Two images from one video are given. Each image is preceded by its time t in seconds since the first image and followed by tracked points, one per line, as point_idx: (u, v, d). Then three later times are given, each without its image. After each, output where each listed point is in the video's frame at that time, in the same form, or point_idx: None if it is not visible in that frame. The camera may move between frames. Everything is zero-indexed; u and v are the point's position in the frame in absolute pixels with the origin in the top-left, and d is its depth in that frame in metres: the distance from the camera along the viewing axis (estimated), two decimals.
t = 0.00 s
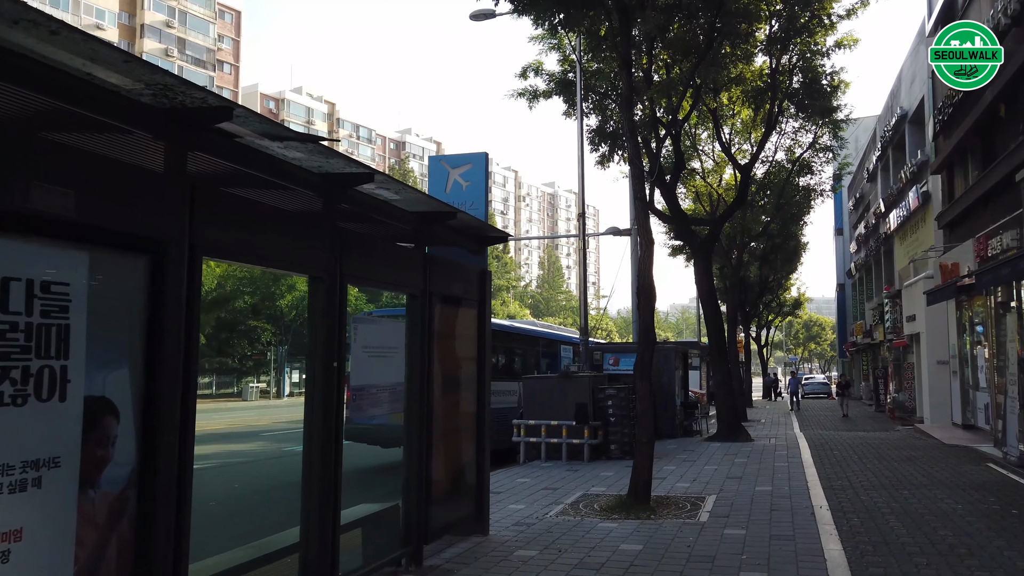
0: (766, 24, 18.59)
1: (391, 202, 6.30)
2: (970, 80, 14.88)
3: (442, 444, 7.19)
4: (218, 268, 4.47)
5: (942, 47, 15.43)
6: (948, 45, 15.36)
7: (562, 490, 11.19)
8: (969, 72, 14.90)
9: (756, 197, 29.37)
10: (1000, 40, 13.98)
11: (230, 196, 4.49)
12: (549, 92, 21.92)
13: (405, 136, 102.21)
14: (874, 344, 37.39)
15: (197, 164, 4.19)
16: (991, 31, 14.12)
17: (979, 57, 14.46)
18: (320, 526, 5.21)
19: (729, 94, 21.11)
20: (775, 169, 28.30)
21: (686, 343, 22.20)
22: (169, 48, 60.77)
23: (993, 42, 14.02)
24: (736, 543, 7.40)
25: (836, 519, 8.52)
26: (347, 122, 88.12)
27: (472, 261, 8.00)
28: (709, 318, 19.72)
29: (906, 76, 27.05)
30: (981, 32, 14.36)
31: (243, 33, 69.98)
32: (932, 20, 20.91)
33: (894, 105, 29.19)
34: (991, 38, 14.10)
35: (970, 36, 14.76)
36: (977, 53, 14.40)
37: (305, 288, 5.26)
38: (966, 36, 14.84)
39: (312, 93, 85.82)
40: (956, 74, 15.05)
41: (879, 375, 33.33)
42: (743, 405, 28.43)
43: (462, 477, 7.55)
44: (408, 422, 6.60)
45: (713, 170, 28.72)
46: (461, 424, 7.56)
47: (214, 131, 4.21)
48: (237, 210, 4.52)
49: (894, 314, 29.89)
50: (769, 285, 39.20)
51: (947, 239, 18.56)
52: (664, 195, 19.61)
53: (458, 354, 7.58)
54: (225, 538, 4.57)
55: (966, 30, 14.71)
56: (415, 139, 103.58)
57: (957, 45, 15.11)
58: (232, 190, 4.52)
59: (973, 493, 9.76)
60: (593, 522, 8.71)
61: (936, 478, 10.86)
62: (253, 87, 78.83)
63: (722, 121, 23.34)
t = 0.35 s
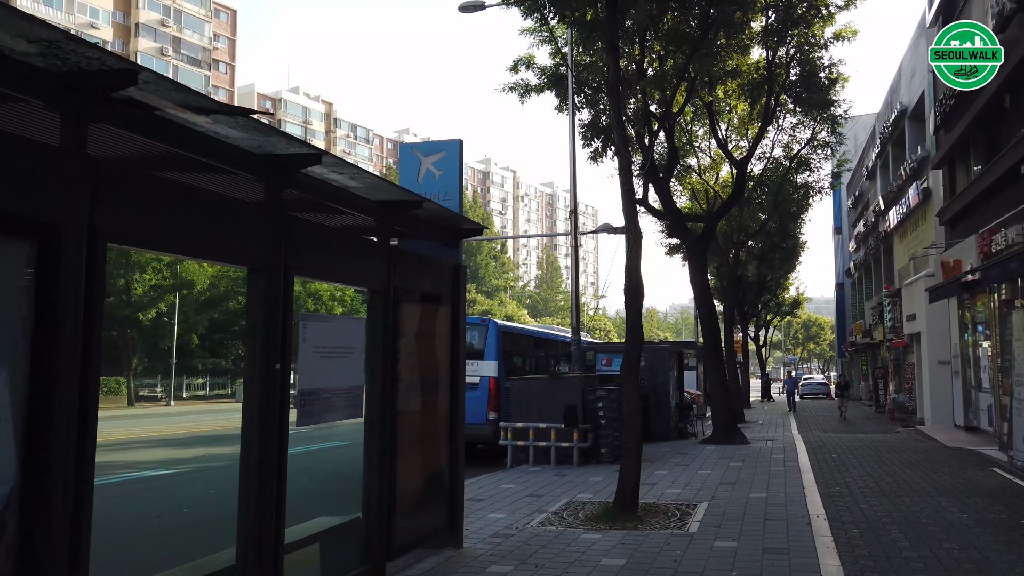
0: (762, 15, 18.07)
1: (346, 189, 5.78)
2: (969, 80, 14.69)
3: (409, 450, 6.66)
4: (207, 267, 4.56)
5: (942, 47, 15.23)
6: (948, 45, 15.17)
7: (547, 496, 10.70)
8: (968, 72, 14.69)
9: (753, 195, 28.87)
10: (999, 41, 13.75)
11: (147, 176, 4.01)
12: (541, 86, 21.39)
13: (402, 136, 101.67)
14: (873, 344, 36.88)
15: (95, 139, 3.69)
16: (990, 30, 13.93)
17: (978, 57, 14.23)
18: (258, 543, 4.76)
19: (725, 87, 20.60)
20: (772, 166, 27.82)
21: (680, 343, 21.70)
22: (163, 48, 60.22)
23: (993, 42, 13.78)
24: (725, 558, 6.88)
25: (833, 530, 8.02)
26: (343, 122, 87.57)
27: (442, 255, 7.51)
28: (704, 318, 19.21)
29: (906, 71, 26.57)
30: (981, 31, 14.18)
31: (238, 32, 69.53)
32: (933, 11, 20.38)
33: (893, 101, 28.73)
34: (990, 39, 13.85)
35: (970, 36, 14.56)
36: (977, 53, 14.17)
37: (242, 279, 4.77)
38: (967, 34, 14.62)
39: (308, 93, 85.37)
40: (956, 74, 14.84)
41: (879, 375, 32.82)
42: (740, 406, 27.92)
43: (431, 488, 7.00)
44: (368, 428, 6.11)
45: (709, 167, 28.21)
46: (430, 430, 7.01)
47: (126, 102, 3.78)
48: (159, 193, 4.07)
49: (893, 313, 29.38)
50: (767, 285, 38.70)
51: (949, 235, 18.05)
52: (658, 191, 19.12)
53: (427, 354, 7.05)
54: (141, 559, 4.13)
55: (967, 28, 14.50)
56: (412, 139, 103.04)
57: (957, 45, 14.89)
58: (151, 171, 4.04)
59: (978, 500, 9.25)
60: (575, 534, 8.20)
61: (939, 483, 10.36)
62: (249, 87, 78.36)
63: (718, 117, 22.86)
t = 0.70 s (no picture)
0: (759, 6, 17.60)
1: (303, 170, 5.29)
2: (968, 82, 14.50)
3: (377, 459, 6.08)
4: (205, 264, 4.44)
5: (941, 47, 14.99)
6: (948, 45, 14.90)
7: (534, 502, 10.18)
8: (968, 73, 14.54)
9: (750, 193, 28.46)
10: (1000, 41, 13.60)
11: (75, 155, 3.78)
12: (533, 80, 20.91)
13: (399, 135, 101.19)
14: (871, 344, 36.43)
15: None
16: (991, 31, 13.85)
17: (978, 57, 14.03)
18: (191, 561, 4.33)
19: (721, 81, 20.14)
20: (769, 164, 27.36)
21: (676, 343, 21.23)
22: (158, 45, 59.64)
23: (993, 42, 13.64)
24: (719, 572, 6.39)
25: (833, 540, 7.55)
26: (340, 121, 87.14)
27: (413, 248, 7.01)
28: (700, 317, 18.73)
29: (905, 66, 26.17)
30: (981, 33, 14.09)
31: (233, 30, 69.03)
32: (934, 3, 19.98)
33: (892, 97, 28.34)
34: (990, 39, 13.78)
35: (970, 36, 14.36)
36: (977, 54, 14.04)
37: (175, 269, 4.34)
38: (967, 34, 14.48)
39: (304, 92, 84.97)
40: (956, 75, 14.68)
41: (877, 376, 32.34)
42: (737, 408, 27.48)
43: (401, 499, 6.43)
44: (327, 433, 5.61)
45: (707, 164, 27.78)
46: (402, 436, 6.45)
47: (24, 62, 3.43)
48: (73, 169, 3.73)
49: (892, 314, 28.93)
50: (764, 284, 38.24)
51: (950, 233, 17.58)
52: (652, 187, 18.70)
53: (398, 354, 6.46)
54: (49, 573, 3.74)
55: (966, 29, 14.38)
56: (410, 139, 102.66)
57: (956, 45, 14.71)
58: (81, 149, 3.82)
59: (986, 508, 8.76)
60: (558, 544, 7.70)
61: (942, 489, 9.88)
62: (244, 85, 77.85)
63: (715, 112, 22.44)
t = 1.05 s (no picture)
0: None
1: (243, 149, 4.80)
2: (969, 84, 13.87)
3: (328, 468, 5.62)
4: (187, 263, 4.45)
5: (942, 47, 14.23)
6: (948, 45, 14.15)
7: (512, 509, 9.68)
8: (968, 74, 13.82)
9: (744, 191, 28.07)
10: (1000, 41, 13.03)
11: None
12: (521, 74, 20.46)
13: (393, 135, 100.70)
14: (866, 344, 36.06)
15: None
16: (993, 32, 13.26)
17: (977, 57, 13.41)
18: None
19: (713, 75, 19.72)
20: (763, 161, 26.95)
21: (667, 343, 20.79)
22: (149, 44, 59.09)
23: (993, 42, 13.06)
24: None
25: (824, 551, 7.10)
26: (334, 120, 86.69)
27: (377, 238, 6.53)
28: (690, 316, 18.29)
29: (902, 62, 25.77)
30: (981, 32, 13.43)
31: (226, 29, 68.53)
32: None
33: (888, 94, 27.93)
34: (990, 38, 13.23)
35: (970, 35, 13.64)
36: (977, 54, 13.39)
37: (82, 253, 3.83)
38: (968, 34, 13.74)
39: (297, 91, 84.47)
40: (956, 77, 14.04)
41: (872, 376, 31.96)
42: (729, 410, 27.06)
43: (357, 510, 6.03)
44: (270, 436, 5.13)
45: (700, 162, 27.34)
46: (358, 441, 6.02)
47: None
48: None
49: (887, 314, 28.54)
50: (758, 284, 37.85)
51: (947, 229, 17.17)
52: (642, 183, 18.25)
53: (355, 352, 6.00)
54: None
55: (965, 28, 13.69)
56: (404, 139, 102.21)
57: (957, 45, 13.94)
58: None
59: (985, 516, 8.29)
60: (532, 555, 7.23)
61: (939, 495, 9.42)
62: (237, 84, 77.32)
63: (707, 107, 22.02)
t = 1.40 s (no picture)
0: None
1: (170, 131, 4.34)
2: (968, 83, 13.32)
3: (273, 482, 5.12)
4: (172, 263, 4.45)
5: (941, 47, 13.73)
6: (948, 45, 13.71)
7: (486, 519, 9.15)
8: (968, 75, 13.30)
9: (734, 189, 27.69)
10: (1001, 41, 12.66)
11: None
12: (506, 68, 19.95)
13: (384, 134, 100.30)
14: (859, 345, 35.72)
15: None
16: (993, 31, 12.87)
17: (977, 57, 13.02)
18: None
19: (702, 69, 19.30)
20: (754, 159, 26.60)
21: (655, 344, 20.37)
22: (137, 41, 58.28)
23: (993, 42, 12.69)
24: None
25: (812, 567, 6.65)
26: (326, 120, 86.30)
27: (333, 232, 6.08)
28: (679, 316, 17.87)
29: (894, 58, 25.39)
30: (981, 32, 12.99)
31: (215, 27, 67.88)
32: None
33: (880, 91, 27.56)
34: (990, 38, 12.83)
35: (970, 35, 13.15)
36: (977, 54, 12.96)
37: None
38: (969, 33, 13.29)
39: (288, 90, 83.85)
40: (955, 77, 13.43)
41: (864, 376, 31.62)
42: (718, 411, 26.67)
43: (309, 527, 5.52)
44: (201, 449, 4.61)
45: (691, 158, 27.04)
46: (309, 452, 5.53)
47: None
48: None
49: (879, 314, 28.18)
50: (749, 284, 37.48)
51: (941, 227, 16.78)
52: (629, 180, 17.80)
53: (305, 354, 5.52)
54: None
55: (966, 28, 13.23)
56: (396, 138, 101.67)
57: (956, 45, 13.47)
58: None
59: (983, 526, 7.85)
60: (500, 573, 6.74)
61: (934, 503, 8.98)
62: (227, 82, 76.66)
63: (697, 102, 21.59)
